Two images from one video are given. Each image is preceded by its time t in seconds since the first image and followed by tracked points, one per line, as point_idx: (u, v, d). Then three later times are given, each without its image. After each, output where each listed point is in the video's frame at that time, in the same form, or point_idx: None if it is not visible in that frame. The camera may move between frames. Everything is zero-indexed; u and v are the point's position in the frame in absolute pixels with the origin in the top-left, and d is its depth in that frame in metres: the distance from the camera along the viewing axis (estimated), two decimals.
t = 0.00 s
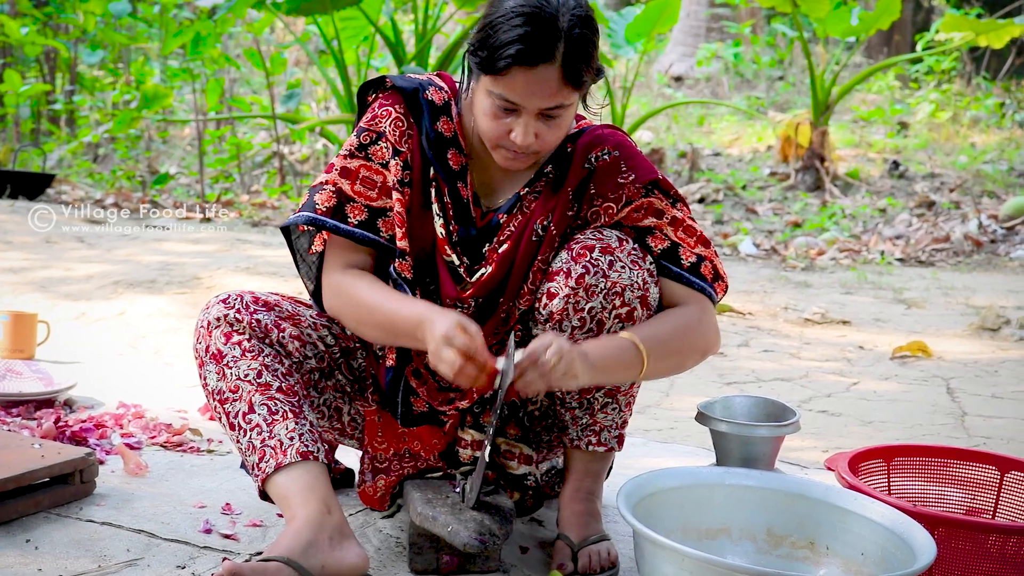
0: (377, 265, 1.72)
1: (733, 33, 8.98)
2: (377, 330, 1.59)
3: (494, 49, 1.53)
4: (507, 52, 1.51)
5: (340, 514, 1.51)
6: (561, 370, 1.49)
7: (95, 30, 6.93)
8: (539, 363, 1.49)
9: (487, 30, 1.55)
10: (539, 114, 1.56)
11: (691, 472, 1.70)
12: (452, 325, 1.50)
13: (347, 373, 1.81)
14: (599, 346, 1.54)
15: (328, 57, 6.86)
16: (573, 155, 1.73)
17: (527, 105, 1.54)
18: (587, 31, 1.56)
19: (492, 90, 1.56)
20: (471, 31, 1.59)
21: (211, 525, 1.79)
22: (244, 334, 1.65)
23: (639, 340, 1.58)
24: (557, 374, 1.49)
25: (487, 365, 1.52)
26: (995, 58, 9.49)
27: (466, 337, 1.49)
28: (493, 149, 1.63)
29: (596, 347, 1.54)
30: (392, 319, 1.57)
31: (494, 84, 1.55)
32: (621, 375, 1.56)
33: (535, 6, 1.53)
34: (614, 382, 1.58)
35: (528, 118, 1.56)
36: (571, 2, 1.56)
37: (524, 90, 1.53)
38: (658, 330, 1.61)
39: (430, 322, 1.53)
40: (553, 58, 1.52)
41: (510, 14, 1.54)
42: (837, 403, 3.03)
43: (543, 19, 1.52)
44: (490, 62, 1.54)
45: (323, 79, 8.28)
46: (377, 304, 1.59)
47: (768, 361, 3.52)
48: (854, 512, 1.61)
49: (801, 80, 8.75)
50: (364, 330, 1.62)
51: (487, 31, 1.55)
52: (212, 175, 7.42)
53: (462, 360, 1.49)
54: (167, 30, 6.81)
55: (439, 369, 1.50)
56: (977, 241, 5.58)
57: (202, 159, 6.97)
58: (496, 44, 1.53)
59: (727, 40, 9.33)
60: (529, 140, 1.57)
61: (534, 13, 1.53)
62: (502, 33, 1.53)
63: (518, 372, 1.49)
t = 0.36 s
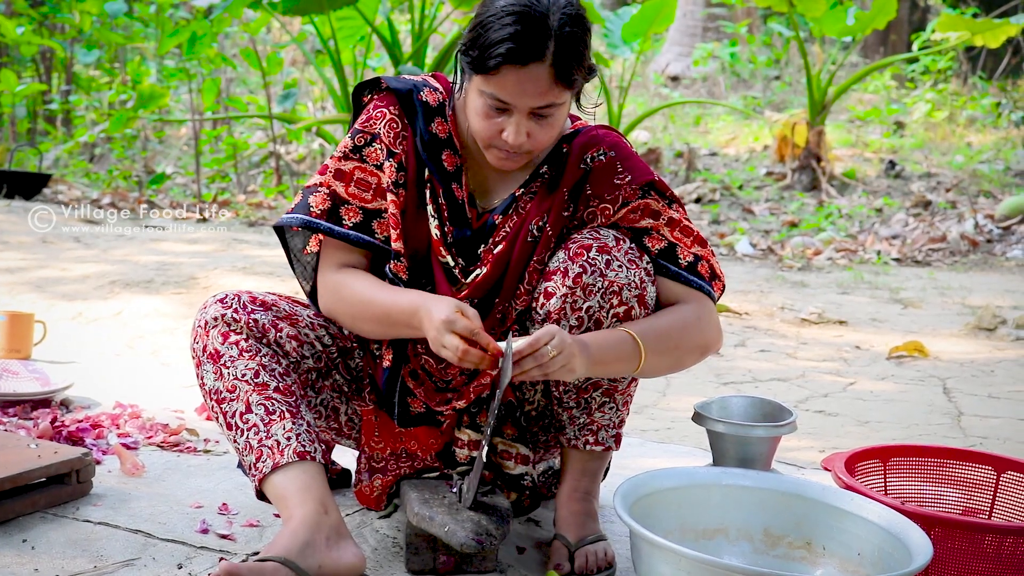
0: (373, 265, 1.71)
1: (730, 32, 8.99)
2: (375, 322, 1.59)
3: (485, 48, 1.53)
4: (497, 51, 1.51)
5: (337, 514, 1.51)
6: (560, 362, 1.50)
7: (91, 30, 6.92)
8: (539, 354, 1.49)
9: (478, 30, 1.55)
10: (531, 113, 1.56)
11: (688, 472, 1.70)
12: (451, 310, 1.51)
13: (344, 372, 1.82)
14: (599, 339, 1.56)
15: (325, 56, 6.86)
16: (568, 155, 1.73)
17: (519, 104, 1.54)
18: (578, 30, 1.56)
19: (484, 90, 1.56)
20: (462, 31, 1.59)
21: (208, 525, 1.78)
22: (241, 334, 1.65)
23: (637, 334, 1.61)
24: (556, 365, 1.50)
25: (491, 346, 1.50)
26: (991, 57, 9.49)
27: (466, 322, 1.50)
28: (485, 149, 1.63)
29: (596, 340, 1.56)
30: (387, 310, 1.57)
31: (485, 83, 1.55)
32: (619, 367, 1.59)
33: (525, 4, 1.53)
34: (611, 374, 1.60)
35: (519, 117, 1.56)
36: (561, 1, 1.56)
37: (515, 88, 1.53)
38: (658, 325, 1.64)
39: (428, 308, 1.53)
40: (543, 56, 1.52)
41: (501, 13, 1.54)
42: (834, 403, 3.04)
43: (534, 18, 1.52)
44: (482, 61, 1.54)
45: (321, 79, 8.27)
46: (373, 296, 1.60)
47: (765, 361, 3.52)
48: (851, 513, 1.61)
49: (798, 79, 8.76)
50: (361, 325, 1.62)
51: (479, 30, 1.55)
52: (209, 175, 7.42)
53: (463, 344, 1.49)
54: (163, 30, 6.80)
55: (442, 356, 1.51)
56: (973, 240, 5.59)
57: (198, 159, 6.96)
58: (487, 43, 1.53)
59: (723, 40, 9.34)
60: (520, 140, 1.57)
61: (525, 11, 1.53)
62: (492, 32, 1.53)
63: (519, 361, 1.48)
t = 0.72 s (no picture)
0: (375, 267, 1.71)
1: (729, 32, 8.99)
2: (377, 332, 1.59)
3: (488, 47, 1.53)
4: (500, 51, 1.51)
5: (338, 516, 1.51)
6: (560, 379, 1.49)
7: (90, 32, 6.92)
8: (539, 371, 1.48)
9: (481, 29, 1.55)
10: (533, 113, 1.56)
11: (689, 472, 1.70)
12: (448, 332, 1.50)
13: (345, 373, 1.81)
14: (597, 352, 1.55)
15: (324, 58, 6.86)
16: (569, 157, 1.73)
17: (522, 103, 1.54)
18: (581, 30, 1.56)
19: (486, 89, 1.56)
20: (465, 30, 1.59)
21: (209, 527, 1.79)
22: (242, 336, 1.65)
23: (635, 344, 1.59)
24: (556, 383, 1.49)
25: (489, 366, 1.50)
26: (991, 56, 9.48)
27: (463, 345, 1.49)
28: (488, 148, 1.63)
29: (594, 354, 1.55)
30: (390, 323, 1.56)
31: (488, 83, 1.55)
32: (617, 378, 1.58)
33: (528, 4, 1.53)
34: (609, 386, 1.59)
35: (522, 116, 1.56)
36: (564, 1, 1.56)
37: (517, 88, 1.53)
38: (656, 334, 1.62)
39: (429, 327, 1.52)
40: (546, 56, 1.52)
41: (504, 12, 1.54)
42: (835, 402, 3.03)
43: (537, 18, 1.52)
44: (484, 60, 1.54)
45: (320, 81, 8.28)
46: (378, 308, 1.59)
47: (765, 360, 3.52)
48: (853, 512, 1.61)
49: (798, 79, 8.76)
50: (363, 333, 1.62)
51: (481, 30, 1.55)
52: (209, 177, 7.42)
53: (458, 368, 1.48)
54: (163, 32, 6.80)
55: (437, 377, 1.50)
56: (974, 239, 5.59)
57: (198, 161, 6.96)
58: (489, 43, 1.53)
59: (723, 40, 9.35)
60: (523, 139, 1.57)
61: (528, 11, 1.53)
62: (495, 31, 1.53)
63: (518, 380, 1.47)
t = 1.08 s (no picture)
0: (377, 267, 1.72)
1: (730, 31, 8.98)
2: (379, 327, 1.60)
3: (483, 48, 1.53)
4: (495, 51, 1.51)
5: (340, 516, 1.51)
6: (564, 359, 1.50)
7: (91, 34, 6.92)
8: (541, 352, 1.50)
9: (477, 30, 1.55)
10: (529, 113, 1.56)
11: (691, 471, 1.70)
12: (448, 318, 1.51)
13: (346, 374, 1.81)
14: (601, 334, 1.57)
15: (325, 60, 6.86)
16: (569, 156, 1.73)
17: (517, 104, 1.54)
18: (577, 29, 1.56)
19: (482, 90, 1.56)
20: (461, 31, 1.59)
21: (211, 528, 1.79)
22: (243, 337, 1.65)
23: (640, 331, 1.60)
24: (559, 363, 1.50)
25: (490, 349, 1.51)
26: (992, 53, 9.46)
27: (463, 329, 1.50)
28: (486, 149, 1.63)
29: (597, 335, 1.56)
30: (393, 315, 1.57)
31: (484, 84, 1.55)
32: (620, 363, 1.59)
33: (524, 4, 1.53)
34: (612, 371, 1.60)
35: (518, 117, 1.56)
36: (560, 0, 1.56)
37: (512, 88, 1.53)
38: (659, 322, 1.63)
39: (431, 315, 1.54)
40: (541, 57, 1.52)
41: (499, 13, 1.54)
42: (838, 400, 3.03)
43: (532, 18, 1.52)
44: (480, 61, 1.54)
45: (321, 82, 8.28)
46: (379, 301, 1.59)
47: (768, 359, 3.52)
48: (856, 510, 1.60)
49: (799, 77, 8.75)
50: (366, 329, 1.62)
51: (477, 30, 1.55)
52: (210, 178, 7.41)
53: (462, 351, 1.49)
54: (164, 33, 6.80)
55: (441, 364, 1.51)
56: (975, 237, 5.59)
57: (200, 163, 6.97)
58: (485, 44, 1.53)
59: (724, 39, 9.35)
60: (520, 140, 1.57)
61: (524, 11, 1.53)
62: (491, 32, 1.53)
63: (521, 362, 1.50)
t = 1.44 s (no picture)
0: (376, 265, 1.72)
1: (732, 31, 8.98)
2: (379, 324, 1.60)
3: (475, 39, 1.54)
4: (487, 40, 1.52)
5: (342, 516, 1.51)
6: (561, 369, 1.49)
7: (94, 35, 6.92)
8: (537, 362, 1.49)
9: (470, 22, 1.57)
10: (524, 103, 1.56)
11: (693, 471, 1.70)
12: (448, 313, 1.51)
13: (349, 374, 1.81)
14: (606, 331, 1.55)
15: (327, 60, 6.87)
16: (571, 154, 1.73)
17: (512, 93, 1.55)
18: (569, 18, 1.56)
19: (477, 81, 1.57)
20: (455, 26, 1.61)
21: (213, 529, 1.79)
22: (246, 337, 1.65)
23: (647, 325, 1.59)
24: (557, 372, 1.49)
25: (488, 345, 1.50)
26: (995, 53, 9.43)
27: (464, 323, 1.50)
28: (484, 142, 1.63)
29: (602, 333, 1.55)
30: (392, 313, 1.58)
31: (478, 75, 1.56)
32: (627, 359, 1.58)
33: None
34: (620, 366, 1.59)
35: (513, 106, 1.56)
36: None
37: (505, 77, 1.53)
38: (668, 317, 1.62)
39: (430, 312, 1.54)
40: (533, 44, 1.52)
41: (491, 4, 1.55)
42: (840, 400, 3.03)
43: (523, 7, 1.53)
44: (473, 52, 1.55)
45: (323, 82, 8.29)
46: (381, 300, 1.60)
47: (770, 359, 3.51)
48: (858, 509, 1.60)
49: (801, 77, 8.74)
50: (365, 326, 1.62)
51: (470, 23, 1.57)
52: (213, 178, 7.42)
53: (460, 347, 1.49)
54: (166, 34, 6.80)
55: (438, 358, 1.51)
56: (978, 237, 5.58)
57: (202, 163, 6.97)
58: (477, 35, 1.54)
59: (726, 39, 9.35)
60: (515, 130, 1.57)
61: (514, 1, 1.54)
62: (483, 22, 1.54)
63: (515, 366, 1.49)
